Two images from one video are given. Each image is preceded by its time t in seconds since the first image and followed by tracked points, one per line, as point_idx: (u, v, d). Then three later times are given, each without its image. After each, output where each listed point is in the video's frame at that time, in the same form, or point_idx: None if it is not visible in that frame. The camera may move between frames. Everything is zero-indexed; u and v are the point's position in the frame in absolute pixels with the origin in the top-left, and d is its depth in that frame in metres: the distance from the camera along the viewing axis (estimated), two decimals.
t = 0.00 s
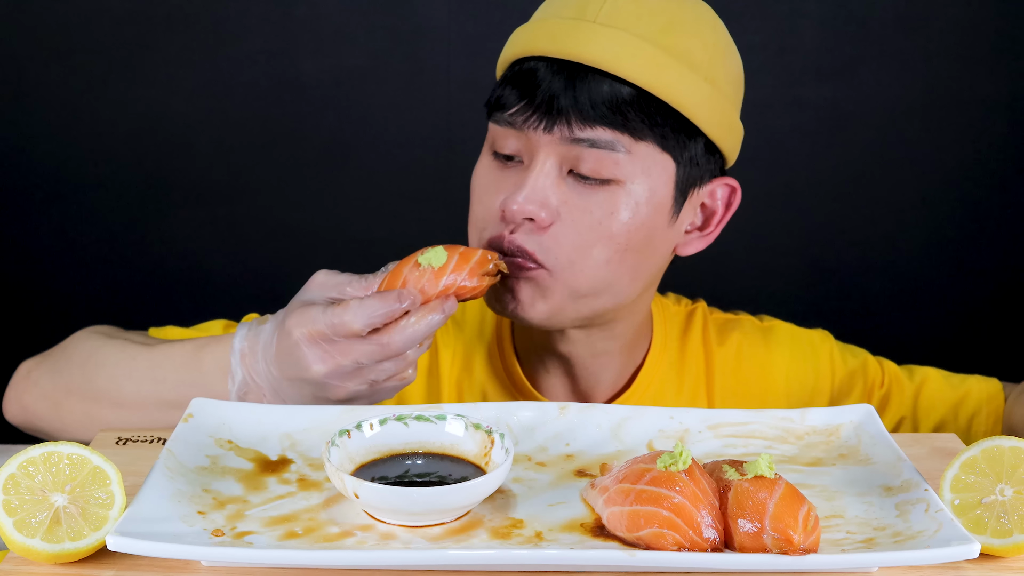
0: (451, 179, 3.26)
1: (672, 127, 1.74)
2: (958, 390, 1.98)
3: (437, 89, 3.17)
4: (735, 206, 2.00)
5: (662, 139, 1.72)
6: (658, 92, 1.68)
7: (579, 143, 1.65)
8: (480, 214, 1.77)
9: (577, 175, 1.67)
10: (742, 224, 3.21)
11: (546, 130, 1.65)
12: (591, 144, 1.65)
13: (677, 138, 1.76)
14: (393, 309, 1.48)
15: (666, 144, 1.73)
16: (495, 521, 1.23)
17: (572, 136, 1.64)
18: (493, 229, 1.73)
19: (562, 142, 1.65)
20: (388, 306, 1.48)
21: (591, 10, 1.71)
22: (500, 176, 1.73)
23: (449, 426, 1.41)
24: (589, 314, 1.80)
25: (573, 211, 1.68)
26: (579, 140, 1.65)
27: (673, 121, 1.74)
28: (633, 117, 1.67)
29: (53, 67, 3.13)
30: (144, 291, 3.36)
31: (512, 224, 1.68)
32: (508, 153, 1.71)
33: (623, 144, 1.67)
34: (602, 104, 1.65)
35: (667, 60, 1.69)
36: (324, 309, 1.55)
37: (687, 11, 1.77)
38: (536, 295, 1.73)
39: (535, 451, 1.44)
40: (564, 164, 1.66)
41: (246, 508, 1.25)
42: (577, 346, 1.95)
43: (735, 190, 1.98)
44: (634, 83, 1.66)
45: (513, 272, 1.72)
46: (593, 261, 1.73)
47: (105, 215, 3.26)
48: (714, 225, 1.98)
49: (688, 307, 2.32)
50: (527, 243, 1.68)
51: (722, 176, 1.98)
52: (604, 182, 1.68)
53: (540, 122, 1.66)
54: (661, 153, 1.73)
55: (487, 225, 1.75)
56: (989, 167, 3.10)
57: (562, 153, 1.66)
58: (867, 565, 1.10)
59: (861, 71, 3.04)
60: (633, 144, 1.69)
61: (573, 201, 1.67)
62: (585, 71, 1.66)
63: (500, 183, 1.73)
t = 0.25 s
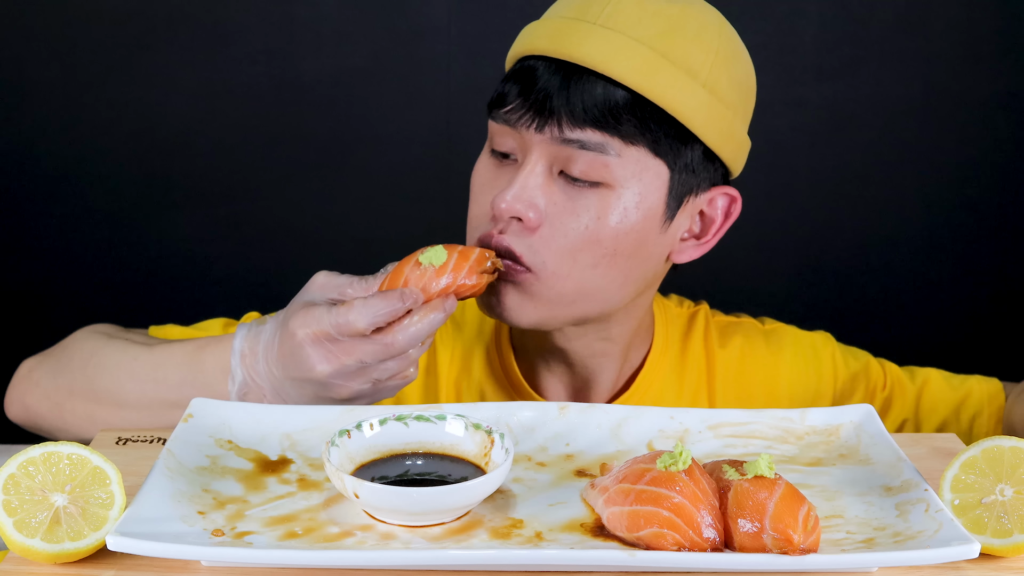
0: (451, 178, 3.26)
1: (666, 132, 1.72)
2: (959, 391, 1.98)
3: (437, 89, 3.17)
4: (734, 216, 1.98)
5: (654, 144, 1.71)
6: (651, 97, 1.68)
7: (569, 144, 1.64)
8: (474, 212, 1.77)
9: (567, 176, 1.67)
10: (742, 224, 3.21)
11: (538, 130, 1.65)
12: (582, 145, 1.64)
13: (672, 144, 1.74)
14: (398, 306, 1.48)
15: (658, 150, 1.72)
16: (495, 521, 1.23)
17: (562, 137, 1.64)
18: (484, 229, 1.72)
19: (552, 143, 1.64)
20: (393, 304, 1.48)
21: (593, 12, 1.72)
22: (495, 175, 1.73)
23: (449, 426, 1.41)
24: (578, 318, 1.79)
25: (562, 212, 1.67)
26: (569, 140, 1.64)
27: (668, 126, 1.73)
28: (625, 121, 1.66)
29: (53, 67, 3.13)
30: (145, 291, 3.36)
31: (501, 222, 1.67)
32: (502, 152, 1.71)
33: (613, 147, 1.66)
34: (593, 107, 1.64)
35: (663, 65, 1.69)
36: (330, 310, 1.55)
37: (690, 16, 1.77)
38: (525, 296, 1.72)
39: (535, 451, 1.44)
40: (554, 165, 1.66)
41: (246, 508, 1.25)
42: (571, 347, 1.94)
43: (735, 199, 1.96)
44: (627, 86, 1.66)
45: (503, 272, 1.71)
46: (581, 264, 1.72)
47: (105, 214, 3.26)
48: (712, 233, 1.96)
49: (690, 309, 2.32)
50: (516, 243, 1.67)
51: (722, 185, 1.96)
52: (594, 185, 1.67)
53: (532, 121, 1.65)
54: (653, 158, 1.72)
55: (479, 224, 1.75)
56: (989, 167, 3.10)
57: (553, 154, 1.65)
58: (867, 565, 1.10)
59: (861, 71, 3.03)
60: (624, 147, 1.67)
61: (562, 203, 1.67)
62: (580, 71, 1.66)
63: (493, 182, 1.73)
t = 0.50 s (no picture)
0: (451, 178, 3.26)
1: (662, 130, 1.72)
2: (960, 392, 1.98)
3: (437, 89, 3.17)
4: (732, 218, 1.95)
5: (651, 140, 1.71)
6: (647, 93, 1.67)
7: (564, 140, 1.66)
8: (475, 201, 1.82)
9: (562, 172, 1.69)
10: (742, 224, 3.21)
11: (534, 124, 1.67)
12: (575, 141, 1.66)
13: (669, 142, 1.74)
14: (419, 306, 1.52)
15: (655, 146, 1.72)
16: (495, 521, 1.23)
17: (558, 132, 1.66)
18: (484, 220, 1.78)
19: (547, 138, 1.67)
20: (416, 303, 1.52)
21: (594, 9, 1.72)
22: (494, 166, 1.77)
23: (449, 426, 1.41)
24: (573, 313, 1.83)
25: (556, 208, 1.71)
26: (564, 136, 1.66)
27: (664, 125, 1.72)
28: (620, 117, 1.66)
29: (53, 67, 3.13)
30: (145, 291, 3.36)
31: (498, 215, 1.72)
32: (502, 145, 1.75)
33: (608, 144, 1.67)
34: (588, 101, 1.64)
35: (661, 63, 1.69)
36: (346, 310, 1.55)
37: (692, 15, 1.75)
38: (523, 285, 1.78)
39: (535, 451, 1.44)
40: (550, 161, 1.68)
41: (246, 508, 1.25)
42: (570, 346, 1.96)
43: (732, 200, 1.93)
44: (625, 83, 1.66)
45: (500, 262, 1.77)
46: (576, 260, 1.76)
47: (105, 214, 3.26)
48: (708, 233, 1.94)
49: (691, 311, 2.32)
50: (511, 236, 1.72)
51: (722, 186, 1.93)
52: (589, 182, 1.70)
53: (528, 115, 1.67)
54: (650, 154, 1.72)
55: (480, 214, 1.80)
56: (989, 167, 3.10)
57: (548, 149, 1.68)
58: (867, 565, 1.10)
59: (861, 71, 3.03)
60: (620, 144, 1.68)
61: (556, 199, 1.70)
62: (577, 67, 1.66)
63: (492, 174, 1.77)
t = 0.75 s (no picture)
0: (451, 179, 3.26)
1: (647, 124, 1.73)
2: (960, 392, 1.99)
3: (437, 90, 3.17)
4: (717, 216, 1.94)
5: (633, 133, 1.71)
6: (632, 86, 1.68)
7: (545, 130, 1.67)
8: (460, 195, 1.83)
9: (544, 163, 1.70)
10: (742, 224, 3.21)
11: (517, 115, 1.68)
12: (558, 132, 1.67)
13: (653, 136, 1.74)
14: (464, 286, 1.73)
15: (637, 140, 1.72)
16: (495, 521, 1.23)
17: (540, 122, 1.67)
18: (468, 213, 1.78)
19: (529, 129, 1.68)
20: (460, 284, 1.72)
21: (584, 6, 1.75)
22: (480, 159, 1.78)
23: (449, 426, 1.41)
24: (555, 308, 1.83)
25: (538, 199, 1.71)
26: (546, 126, 1.67)
27: (648, 119, 1.73)
28: (602, 109, 1.68)
29: (54, 67, 3.13)
30: (145, 291, 3.36)
31: (480, 207, 1.73)
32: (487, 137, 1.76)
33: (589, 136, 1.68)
34: (571, 91, 1.66)
35: (647, 57, 1.70)
36: (397, 284, 1.66)
37: (679, 17, 1.78)
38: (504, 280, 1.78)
39: (535, 451, 1.44)
40: (532, 151, 1.69)
41: (246, 508, 1.25)
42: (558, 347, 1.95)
43: (716, 199, 1.91)
44: (611, 75, 1.67)
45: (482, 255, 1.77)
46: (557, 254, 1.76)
47: (106, 214, 3.26)
48: (692, 233, 1.91)
49: (691, 313, 2.32)
50: (492, 228, 1.73)
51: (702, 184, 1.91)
52: (570, 174, 1.71)
53: (512, 105, 1.69)
54: (632, 148, 1.73)
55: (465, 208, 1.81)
56: (989, 167, 3.10)
57: (530, 140, 1.69)
58: (867, 564, 1.10)
59: (860, 71, 3.04)
60: (601, 136, 1.69)
61: (538, 190, 1.71)
62: (565, 59, 1.69)
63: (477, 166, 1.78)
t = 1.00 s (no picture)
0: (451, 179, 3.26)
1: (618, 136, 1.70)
2: (960, 392, 1.99)
3: (437, 89, 3.17)
4: (703, 217, 1.92)
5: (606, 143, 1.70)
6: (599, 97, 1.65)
7: (516, 147, 1.67)
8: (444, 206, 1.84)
9: (519, 179, 1.70)
10: (742, 224, 3.21)
11: (489, 130, 1.68)
12: (529, 147, 1.66)
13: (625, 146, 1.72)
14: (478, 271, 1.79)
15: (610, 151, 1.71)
16: (495, 521, 1.23)
17: (511, 138, 1.66)
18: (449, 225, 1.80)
19: (502, 145, 1.68)
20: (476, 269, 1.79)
21: (555, 13, 1.72)
22: (459, 172, 1.78)
23: (449, 426, 1.41)
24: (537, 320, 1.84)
25: (513, 214, 1.72)
26: (516, 143, 1.66)
27: (619, 128, 1.70)
28: (571, 122, 1.66)
29: (54, 67, 3.13)
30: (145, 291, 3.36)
31: (457, 222, 1.74)
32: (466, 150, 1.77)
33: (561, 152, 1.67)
34: (539, 105, 1.64)
35: (616, 66, 1.66)
36: (411, 257, 1.72)
37: (655, 18, 1.73)
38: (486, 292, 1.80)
39: (535, 451, 1.45)
40: (506, 167, 1.69)
41: (246, 508, 1.25)
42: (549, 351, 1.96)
43: (701, 200, 1.90)
44: (578, 87, 1.65)
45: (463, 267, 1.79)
46: (536, 267, 1.77)
47: (105, 214, 3.26)
48: (677, 237, 1.90)
49: (691, 312, 2.32)
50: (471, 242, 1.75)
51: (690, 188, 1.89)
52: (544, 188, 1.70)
53: (485, 121, 1.69)
54: (606, 160, 1.71)
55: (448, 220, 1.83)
56: (988, 167, 3.10)
57: (504, 156, 1.69)
58: (867, 565, 1.10)
59: (860, 71, 3.04)
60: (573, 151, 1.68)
61: (513, 205, 1.71)
62: (533, 72, 1.67)
63: (456, 180, 1.79)
